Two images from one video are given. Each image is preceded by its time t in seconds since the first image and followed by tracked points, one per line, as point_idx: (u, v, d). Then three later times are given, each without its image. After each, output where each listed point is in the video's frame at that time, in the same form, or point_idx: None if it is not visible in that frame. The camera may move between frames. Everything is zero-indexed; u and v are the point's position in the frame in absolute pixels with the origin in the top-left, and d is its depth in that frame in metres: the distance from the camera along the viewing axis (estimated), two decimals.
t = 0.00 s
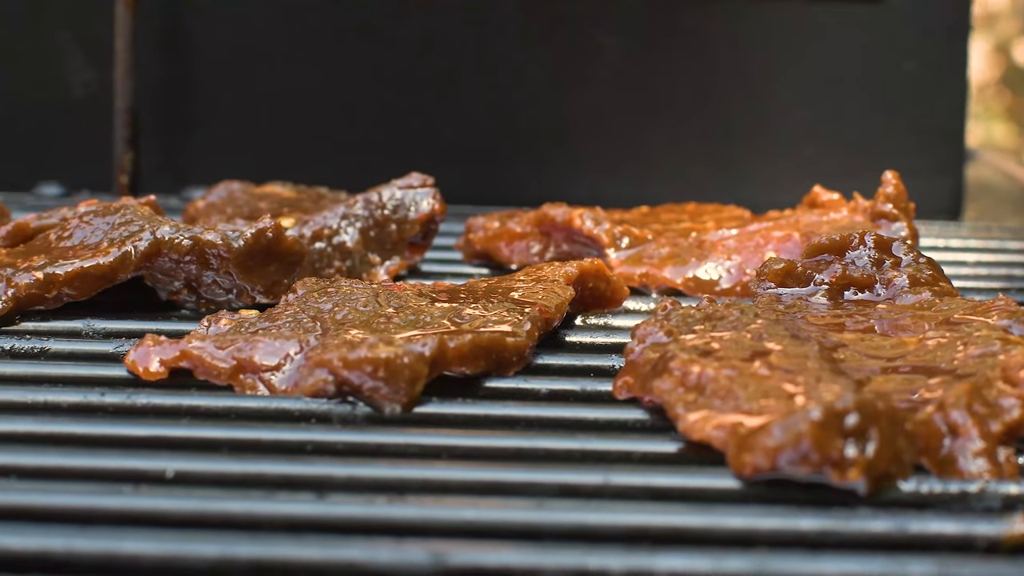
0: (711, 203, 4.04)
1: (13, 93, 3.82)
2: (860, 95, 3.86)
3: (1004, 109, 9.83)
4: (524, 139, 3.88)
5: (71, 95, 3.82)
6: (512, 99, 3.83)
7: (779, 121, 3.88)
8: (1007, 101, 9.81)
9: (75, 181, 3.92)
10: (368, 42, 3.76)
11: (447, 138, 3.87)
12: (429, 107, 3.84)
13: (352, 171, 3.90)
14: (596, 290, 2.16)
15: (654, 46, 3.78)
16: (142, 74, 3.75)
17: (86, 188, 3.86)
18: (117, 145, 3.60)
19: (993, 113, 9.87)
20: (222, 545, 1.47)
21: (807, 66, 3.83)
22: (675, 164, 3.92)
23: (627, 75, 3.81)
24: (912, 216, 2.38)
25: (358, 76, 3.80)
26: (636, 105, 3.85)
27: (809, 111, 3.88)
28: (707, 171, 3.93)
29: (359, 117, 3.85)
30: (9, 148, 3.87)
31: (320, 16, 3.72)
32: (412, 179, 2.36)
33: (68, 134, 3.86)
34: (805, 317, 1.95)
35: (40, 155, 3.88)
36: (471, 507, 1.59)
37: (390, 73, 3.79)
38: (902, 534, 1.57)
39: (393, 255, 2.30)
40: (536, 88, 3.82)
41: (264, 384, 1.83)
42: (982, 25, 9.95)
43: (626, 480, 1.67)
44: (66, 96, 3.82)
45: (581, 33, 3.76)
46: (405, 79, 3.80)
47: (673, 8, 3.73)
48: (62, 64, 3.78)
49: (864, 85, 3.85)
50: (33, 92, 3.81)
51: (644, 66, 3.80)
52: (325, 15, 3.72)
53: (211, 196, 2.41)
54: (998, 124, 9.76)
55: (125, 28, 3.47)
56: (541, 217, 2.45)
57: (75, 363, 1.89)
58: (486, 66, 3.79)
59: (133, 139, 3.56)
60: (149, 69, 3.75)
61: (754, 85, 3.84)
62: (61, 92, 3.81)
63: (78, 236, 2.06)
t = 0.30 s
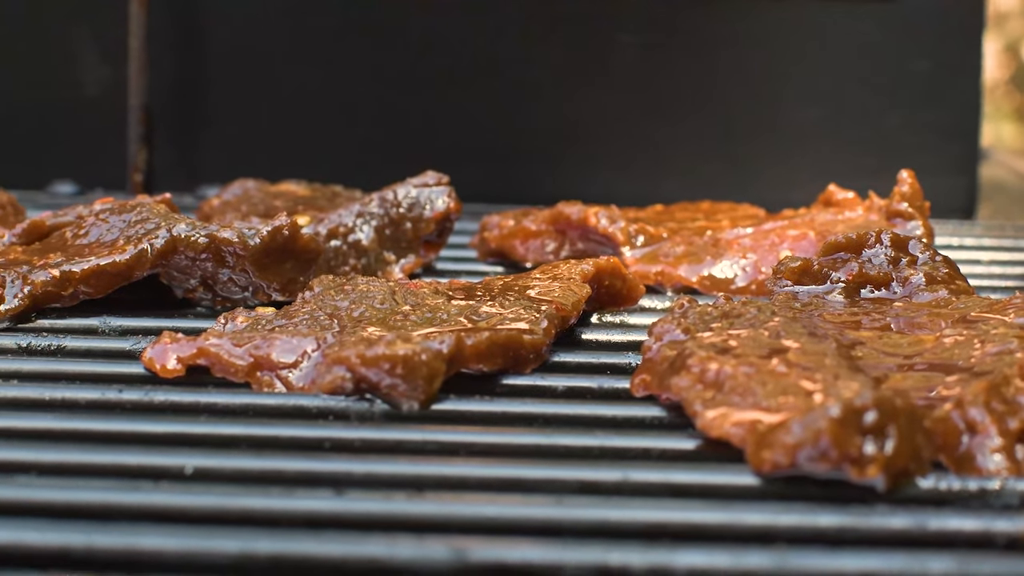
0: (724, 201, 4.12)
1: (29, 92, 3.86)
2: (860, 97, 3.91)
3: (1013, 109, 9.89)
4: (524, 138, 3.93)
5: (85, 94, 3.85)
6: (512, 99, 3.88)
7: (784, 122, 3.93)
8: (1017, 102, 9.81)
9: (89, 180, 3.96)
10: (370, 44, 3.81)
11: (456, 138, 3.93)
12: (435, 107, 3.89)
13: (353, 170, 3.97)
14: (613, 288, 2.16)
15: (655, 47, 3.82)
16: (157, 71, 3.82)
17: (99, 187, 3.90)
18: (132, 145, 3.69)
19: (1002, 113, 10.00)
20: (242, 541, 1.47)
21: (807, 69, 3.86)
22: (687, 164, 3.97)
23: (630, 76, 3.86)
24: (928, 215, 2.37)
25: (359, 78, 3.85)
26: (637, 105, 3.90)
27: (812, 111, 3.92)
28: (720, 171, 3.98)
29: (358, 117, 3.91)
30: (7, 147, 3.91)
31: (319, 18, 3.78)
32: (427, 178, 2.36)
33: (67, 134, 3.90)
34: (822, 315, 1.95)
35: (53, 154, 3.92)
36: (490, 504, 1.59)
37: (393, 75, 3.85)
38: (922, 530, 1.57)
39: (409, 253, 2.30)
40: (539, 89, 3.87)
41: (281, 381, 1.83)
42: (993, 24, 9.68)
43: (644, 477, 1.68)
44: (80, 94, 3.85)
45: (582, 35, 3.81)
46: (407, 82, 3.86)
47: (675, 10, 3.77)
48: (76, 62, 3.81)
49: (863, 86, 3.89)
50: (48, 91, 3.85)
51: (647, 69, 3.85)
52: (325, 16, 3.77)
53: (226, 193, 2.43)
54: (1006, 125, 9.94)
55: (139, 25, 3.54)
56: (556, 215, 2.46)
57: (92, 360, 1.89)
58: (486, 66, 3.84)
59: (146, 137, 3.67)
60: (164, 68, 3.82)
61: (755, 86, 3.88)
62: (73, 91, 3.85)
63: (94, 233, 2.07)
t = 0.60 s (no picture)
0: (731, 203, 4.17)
1: (39, 92, 3.86)
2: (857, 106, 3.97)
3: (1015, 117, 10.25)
4: (528, 142, 3.97)
5: (96, 94, 3.87)
6: (515, 104, 3.92)
7: (784, 129, 3.98)
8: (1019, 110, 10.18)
9: (101, 180, 3.98)
10: (373, 44, 3.84)
11: (462, 143, 3.97)
12: (440, 109, 3.93)
13: (357, 169, 4.00)
14: (626, 288, 2.17)
15: (656, 54, 3.87)
16: (167, 73, 3.84)
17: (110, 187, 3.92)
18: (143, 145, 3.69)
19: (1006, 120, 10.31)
20: (263, 535, 1.47)
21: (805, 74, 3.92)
22: (695, 172, 4.03)
23: (631, 83, 3.90)
24: (939, 216, 2.39)
25: (361, 77, 3.88)
26: (638, 112, 3.94)
27: (812, 121, 3.98)
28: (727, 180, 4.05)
29: (358, 117, 3.94)
30: (9, 147, 3.91)
31: (320, 17, 3.81)
32: (440, 177, 2.36)
33: (67, 133, 3.91)
34: (837, 314, 1.96)
35: (63, 153, 3.94)
36: (509, 498, 1.58)
37: (396, 76, 3.88)
38: (941, 527, 1.56)
39: (421, 252, 2.30)
40: (541, 94, 3.92)
41: (297, 377, 1.83)
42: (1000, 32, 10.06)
43: (663, 473, 1.67)
44: (91, 94, 3.87)
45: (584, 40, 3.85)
46: (410, 83, 3.89)
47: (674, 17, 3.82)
48: (87, 62, 3.83)
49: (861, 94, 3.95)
50: (57, 92, 3.87)
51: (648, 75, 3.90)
52: (326, 15, 3.81)
53: (238, 193, 2.44)
54: (1010, 132, 10.27)
55: (150, 25, 3.54)
56: (569, 215, 2.47)
57: (107, 356, 1.88)
58: (488, 69, 3.88)
59: (157, 138, 3.65)
60: (174, 70, 3.85)
61: (755, 95, 3.93)
62: (84, 91, 3.86)
63: (107, 231, 2.07)
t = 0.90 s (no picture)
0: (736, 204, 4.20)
1: (47, 92, 3.86)
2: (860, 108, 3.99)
3: (1020, 117, 10.16)
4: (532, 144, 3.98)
5: (104, 94, 3.87)
6: (518, 106, 3.93)
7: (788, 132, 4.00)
8: None
9: (110, 179, 3.98)
10: (377, 45, 3.85)
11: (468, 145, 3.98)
12: (445, 110, 3.93)
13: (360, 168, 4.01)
14: (637, 288, 2.17)
15: (659, 58, 3.89)
16: (175, 73, 3.84)
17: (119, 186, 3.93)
18: (152, 144, 3.69)
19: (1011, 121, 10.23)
20: (280, 533, 1.46)
21: (808, 76, 3.93)
22: (700, 174, 4.05)
23: (635, 86, 3.92)
24: (949, 216, 2.40)
25: (366, 78, 3.89)
26: (643, 114, 3.95)
27: (815, 125, 4.00)
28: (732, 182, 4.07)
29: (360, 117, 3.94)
30: (13, 148, 3.92)
31: (322, 17, 3.81)
32: (450, 176, 2.37)
33: (70, 134, 3.91)
34: (848, 314, 1.96)
35: (70, 153, 3.94)
36: (526, 496, 1.58)
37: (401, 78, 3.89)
38: (955, 526, 1.56)
39: (432, 252, 2.31)
40: (545, 96, 3.92)
41: (310, 377, 1.83)
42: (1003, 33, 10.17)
43: (677, 472, 1.67)
44: (100, 94, 3.86)
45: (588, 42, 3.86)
46: (415, 84, 3.90)
47: (676, 20, 3.85)
48: (95, 61, 3.82)
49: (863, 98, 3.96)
50: (65, 92, 3.86)
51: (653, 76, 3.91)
52: (328, 14, 3.81)
53: (248, 193, 2.43)
54: (1014, 132, 10.20)
55: (159, 24, 3.54)
56: (579, 215, 2.47)
57: (119, 355, 1.87)
58: (492, 72, 3.89)
59: (166, 137, 3.66)
60: (184, 69, 3.84)
61: (758, 98, 3.95)
62: (91, 92, 3.86)
63: (119, 231, 2.06)
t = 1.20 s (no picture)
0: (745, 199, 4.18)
1: (55, 93, 3.87)
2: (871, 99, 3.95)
3: None
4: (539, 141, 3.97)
5: (112, 94, 3.87)
6: (518, 106, 3.92)
7: (796, 124, 3.97)
8: None
9: (120, 179, 4.00)
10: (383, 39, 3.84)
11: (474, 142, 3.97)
12: (451, 105, 3.93)
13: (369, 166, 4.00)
14: (645, 289, 2.17)
15: (667, 52, 3.86)
16: (183, 74, 3.87)
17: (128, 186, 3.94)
18: (161, 144, 3.70)
19: None
20: (285, 538, 1.48)
21: (817, 67, 3.89)
22: (708, 167, 4.03)
23: (643, 80, 3.89)
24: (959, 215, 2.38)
25: (372, 78, 3.89)
26: (650, 107, 3.93)
27: (825, 116, 3.97)
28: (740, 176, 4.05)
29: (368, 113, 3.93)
30: (21, 146, 3.94)
31: (327, 12, 3.81)
32: (458, 177, 2.37)
33: (78, 133, 3.93)
34: (856, 314, 1.96)
35: (79, 154, 3.95)
36: (531, 500, 1.59)
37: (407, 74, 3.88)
38: (961, 528, 1.56)
39: (440, 253, 2.31)
40: (552, 89, 3.91)
41: (316, 380, 1.84)
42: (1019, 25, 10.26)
43: (683, 474, 1.68)
44: (107, 95, 3.87)
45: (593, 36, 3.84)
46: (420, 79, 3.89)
47: (676, 20, 3.81)
48: (102, 62, 3.83)
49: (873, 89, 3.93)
50: (73, 93, 3.87)
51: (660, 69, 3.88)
52: (334, 9, 3.80)
53: (256, 194, 2.43)
54: None
55: (167, 24, 3.54)
56: (587, 215, 2.46)
57: (127, 359, 1.89)
58: (497, 67, 3.88)
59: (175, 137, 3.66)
60: (191, 69, 3.87)
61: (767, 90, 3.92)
62: (99, 91, 3.87)
63: (126, 232, 2.07)
